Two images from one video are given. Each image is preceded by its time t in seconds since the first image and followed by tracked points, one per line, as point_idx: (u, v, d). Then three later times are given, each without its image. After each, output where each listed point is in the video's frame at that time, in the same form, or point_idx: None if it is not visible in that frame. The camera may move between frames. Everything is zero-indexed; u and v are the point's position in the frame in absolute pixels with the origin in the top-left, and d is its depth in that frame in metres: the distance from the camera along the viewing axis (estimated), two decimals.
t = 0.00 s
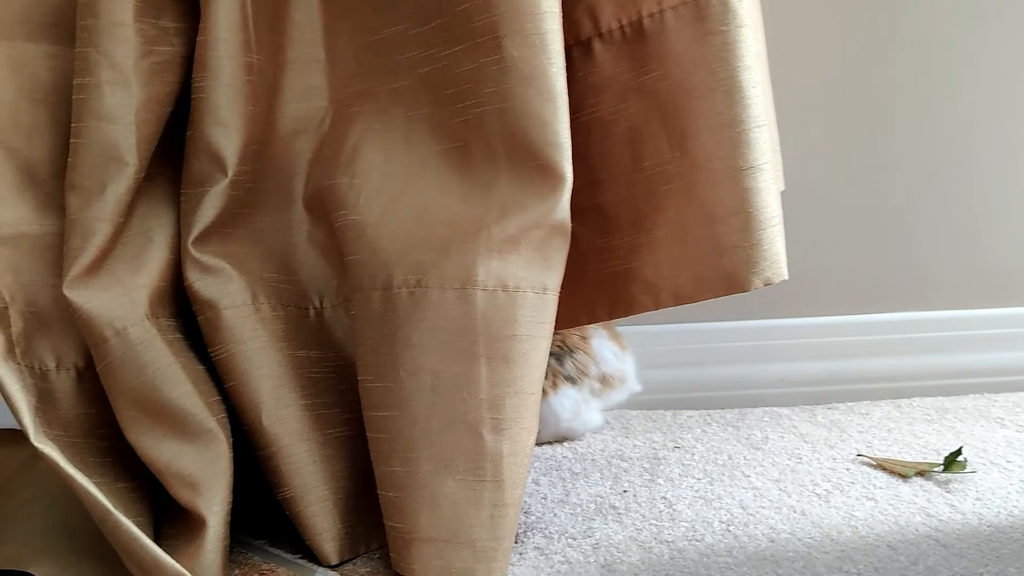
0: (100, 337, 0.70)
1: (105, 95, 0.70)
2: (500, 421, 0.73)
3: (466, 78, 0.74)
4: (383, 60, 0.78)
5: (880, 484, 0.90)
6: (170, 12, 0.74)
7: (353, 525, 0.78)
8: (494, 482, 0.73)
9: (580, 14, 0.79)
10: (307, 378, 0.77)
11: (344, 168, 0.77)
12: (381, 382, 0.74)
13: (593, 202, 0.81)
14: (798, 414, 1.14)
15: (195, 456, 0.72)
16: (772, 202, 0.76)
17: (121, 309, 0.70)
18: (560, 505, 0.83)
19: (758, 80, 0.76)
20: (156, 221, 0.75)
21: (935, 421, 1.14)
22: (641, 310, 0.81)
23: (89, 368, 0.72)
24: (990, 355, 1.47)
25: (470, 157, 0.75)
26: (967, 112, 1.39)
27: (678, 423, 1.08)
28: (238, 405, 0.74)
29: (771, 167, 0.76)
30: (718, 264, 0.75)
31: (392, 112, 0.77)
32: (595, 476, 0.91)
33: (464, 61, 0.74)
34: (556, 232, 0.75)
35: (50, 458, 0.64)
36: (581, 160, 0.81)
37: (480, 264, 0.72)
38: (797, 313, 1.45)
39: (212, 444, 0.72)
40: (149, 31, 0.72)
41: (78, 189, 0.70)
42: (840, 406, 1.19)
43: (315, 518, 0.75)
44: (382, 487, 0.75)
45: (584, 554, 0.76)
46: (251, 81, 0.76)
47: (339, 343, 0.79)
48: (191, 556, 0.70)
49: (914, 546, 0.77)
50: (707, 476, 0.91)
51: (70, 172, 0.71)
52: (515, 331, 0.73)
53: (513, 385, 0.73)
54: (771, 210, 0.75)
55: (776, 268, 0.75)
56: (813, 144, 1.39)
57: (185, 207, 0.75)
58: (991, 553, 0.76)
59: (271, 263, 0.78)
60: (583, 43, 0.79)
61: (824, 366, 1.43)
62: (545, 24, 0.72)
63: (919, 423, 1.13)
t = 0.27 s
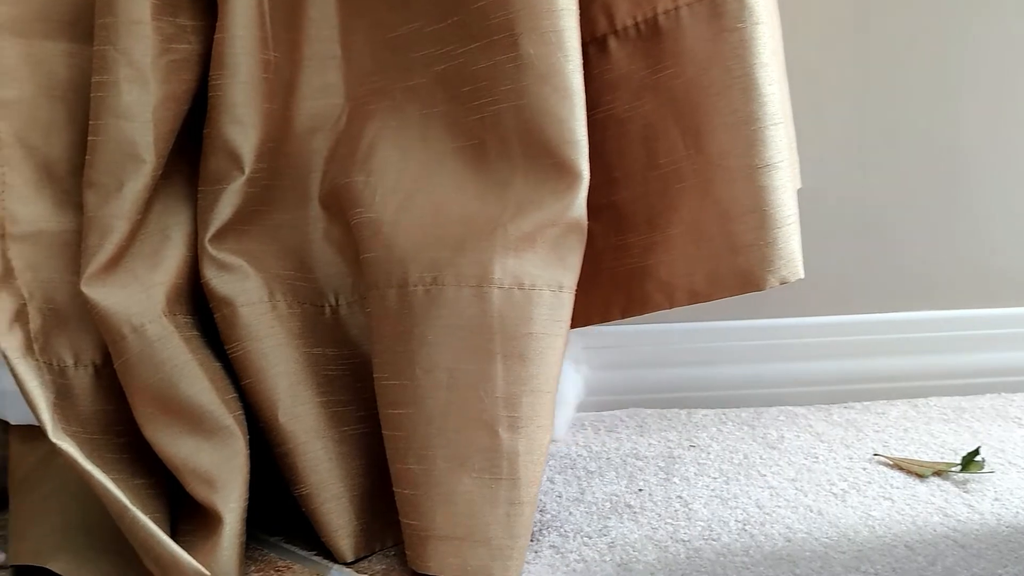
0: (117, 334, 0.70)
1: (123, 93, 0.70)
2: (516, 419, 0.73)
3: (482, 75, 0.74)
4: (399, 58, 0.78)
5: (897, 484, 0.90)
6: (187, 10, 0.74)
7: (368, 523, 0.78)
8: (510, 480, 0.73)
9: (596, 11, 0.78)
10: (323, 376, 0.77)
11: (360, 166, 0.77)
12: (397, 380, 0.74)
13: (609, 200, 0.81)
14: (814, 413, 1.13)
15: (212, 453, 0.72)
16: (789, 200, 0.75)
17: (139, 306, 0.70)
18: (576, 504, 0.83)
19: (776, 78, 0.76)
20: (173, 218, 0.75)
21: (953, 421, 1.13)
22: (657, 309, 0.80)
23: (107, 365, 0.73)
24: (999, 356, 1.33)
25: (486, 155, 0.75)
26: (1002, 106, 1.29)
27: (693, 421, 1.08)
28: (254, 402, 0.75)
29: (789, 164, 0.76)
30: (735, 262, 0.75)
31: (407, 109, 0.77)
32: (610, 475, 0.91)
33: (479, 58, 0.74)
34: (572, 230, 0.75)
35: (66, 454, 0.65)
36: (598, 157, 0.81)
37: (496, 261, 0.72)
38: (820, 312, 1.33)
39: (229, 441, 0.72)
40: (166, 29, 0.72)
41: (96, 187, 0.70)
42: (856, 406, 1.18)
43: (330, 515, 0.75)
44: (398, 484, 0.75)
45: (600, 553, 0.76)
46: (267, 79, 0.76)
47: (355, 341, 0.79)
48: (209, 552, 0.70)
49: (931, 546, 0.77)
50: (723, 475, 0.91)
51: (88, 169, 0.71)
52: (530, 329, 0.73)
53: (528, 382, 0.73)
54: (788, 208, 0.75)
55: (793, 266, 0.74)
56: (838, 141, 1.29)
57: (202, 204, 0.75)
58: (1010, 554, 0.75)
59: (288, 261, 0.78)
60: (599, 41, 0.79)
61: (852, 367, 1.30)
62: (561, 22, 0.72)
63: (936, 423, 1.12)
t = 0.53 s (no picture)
0: (138, 330, 0.70)
1: (144, 90, 0.70)
2: (535, 418, 0.73)
3: (502, 72, 0.74)
4: (418, 54, 0.77)
5: (919, 483, 0.89)
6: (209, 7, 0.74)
7: (387, 520, 0.78)
8: (529, 478, 0.73)
9: (617, 7, 0.78)
10: (343, 373, 0.77)
11: (379, 163, 0.77)
12: (417, 378, 0.74)
13: (629, 198, 0.82)
14: (834, 412, 1.12)
15: (233, 448, 0.72)
16: (812, 196, 0.74)
17: (160, 303, 0.70)
18: (594, 502, 0.83)
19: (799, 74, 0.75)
20: (193, 215, 0.75)
21: (974, 420, 1.12)
22: (676, 307, 0.80)
23: (129, 361, 0.73)
24: None
25: (506, 151, 0.75)
26: None
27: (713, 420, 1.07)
28: (274, 398, 0.75)
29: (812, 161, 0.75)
30: (756, 260, 0.74)
31: (426, 106, 0.77)
32: (629, 473, 0.91)
33: (500, 55, 0.74)
34: (592, 228, 0.74)
35: (88, 449, 0.65)
36: (618, 154, 0.81)
37: (516, 258, 0.72)
38: (836, 309, 1.27)
39: (250, 438, 0.72)
40: (187, 26, 0.72)
41: (117, 183, 0.70)
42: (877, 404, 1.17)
43: (349, 512, 0.75)
44: (417, 481, 0.75)
45: (619, 552, 0.76)
46: (287, 76, 0.76)
47: (374, 338, 0.79)
48: (230, 547, 0.71)
49: (954, 547, 0.76)
50: (742, 474, 0.90)
51: (110, 166, 0.71)
52: (550, 327, 0.72)
53: (549, 380, 0.73)
54: (810, 205, 0.74)
55: (815, 264, 0.74)
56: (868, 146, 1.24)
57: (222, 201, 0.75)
58: None
59: (308, 258, 0.78)
60: (620, 37, 0.79)
61: (868, 366, 1.26)
62: (582, 18, 0.71)
63: (958, 422, 1.11)
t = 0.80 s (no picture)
0: (179, 324, 0.70)
1: (185, 85, 0.70)
2: (572, 415, 0.72)
3: (540, 67, 0.73)
4: (456, 49, 0.77)
5: (959, 484, 0.88)
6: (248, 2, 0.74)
7: (424, 515, 0.78)
8: (567, 475, 0.72)
9: (656, 2, 0.78)
10: (380, 368, 0.78)
11: (416, 158, 0.77)
12: (454, 374, 0.74)
13: (669, 194, 0.81)
14: (870, 412, 1.11)
15: (271, 443, 0.72)
16: (854, 193, 0.73)
17: (199, 297, 0.70)
18: (630, 500, 0.83)
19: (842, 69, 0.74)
20: (232, 210, 0.75)
21: (1013, 421, 1.11)
22: (713, 305, 0.80)
23: (169, 354, 0.73)
24: None
25: (544, 147, 0.74)
26: None
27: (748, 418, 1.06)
28: (312, 393, 0.75)
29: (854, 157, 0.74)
30: (798, 258, 0.73)
31: (464, 102, 0.77)
32: (664, 472, 0.90)
33: (538, 50, 0.73)
34: (630, 224, 0.74)
35: (132, 445, 0.66)
36: (659, 151, 0.81)
37: (554, 255, 0.72)
38: (872, 308, 1.26)
39: (287, 432, 0.73)
40: (227, 21, 0.72)
41: (158, 179, 0.71)
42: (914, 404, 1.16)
43: (386, 507, 0.75)
44: (453, 477, 0.75)
45: (656, 550, 0.75)
46: (325, 72, 0.76)
47: (411, 334, 0.79)
48: (267, 541, 0.71)
49: (997, 549, 0.75)
50: (779, 473, 0.89)
51: (150, 161, 0.71)
52: (588, 324, 0.72)
53: (587, 377, 0.72)
54: (852, 203, 0.73)
55: (858, 262, 0.73)
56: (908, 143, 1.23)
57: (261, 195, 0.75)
58: None
59: (345, 254, 0.78)
60: (660, 32, 0.79)
61: (903, 365, 1.24)
62: (622, 12, 0.71)
63: (997, 423, 1.09)
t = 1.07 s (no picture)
0: (216, 320, 0.70)
1: (223, 82, 0.70)
2: (605, 412, 0.72)
3: (575, 64, 0.73)
4: (490, 47, 0.77)
5: (997, 486, 0.87)
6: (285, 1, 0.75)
7: (456, 511, 0.79)
8: (600, 473, 0.72)
9: None
10: (413, 364, 0.78)
11: (450, 155, 0.77)
12: (487, 371, 0.74)
13: (705, 190, 0.80)
14: (906, 412, 1.09)
15: (306, 437, 0.72)
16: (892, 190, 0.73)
17: (236, 292, 0.71)
18: (663, 498, 0.82)
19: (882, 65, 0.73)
20: (268, 207, 0.76)
21: None
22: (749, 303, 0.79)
23: (206, 349, 0.74)
24: None
25: (578, 144, 0.74)
26: None
27: (783, 417, 1.06)
28: (346, 388, 0.75)
29: (892, 154, 0.73)
30: (835, 256, 0.73)
31: (498, 99, 0.77)
32: (697, 470, 0.90)
33: (574, 46, 0.73)
34: (665, 222, 0.73)
35: (169, 437, 0.65)
36: (694, 148, 0.80)
37: (588, 252, 0.72)
38: (910, 307, 1.24)
39: (322, 427, 0.73)
40: (265, 19, 0.73)
41: (196, 175, 0.71)
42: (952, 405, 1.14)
43: (419, 502, 0.76)
44: (485, 474, 0.75)
45: (689, 549, 0.75)
46: (361, 69, 0.77)
47: (443, 331, 0.79)
48: (302, 535, 0.72)
49: None
50: (814, 473, 0.89)
51: (188, 157, 0.72)
52: (621, 322, 0.72)
53: (620, 375, 0.72)
54: (890, 201, 0.72)
55: (895, 260, 0.72)
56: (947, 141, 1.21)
57: (298, 192, 0.76)
58: None
59: (379, 250, 0.78)
60: (696, 28, 0.78)
61: (940, 366, 1.22)
62: (658, 8, 0.71)
63: None
